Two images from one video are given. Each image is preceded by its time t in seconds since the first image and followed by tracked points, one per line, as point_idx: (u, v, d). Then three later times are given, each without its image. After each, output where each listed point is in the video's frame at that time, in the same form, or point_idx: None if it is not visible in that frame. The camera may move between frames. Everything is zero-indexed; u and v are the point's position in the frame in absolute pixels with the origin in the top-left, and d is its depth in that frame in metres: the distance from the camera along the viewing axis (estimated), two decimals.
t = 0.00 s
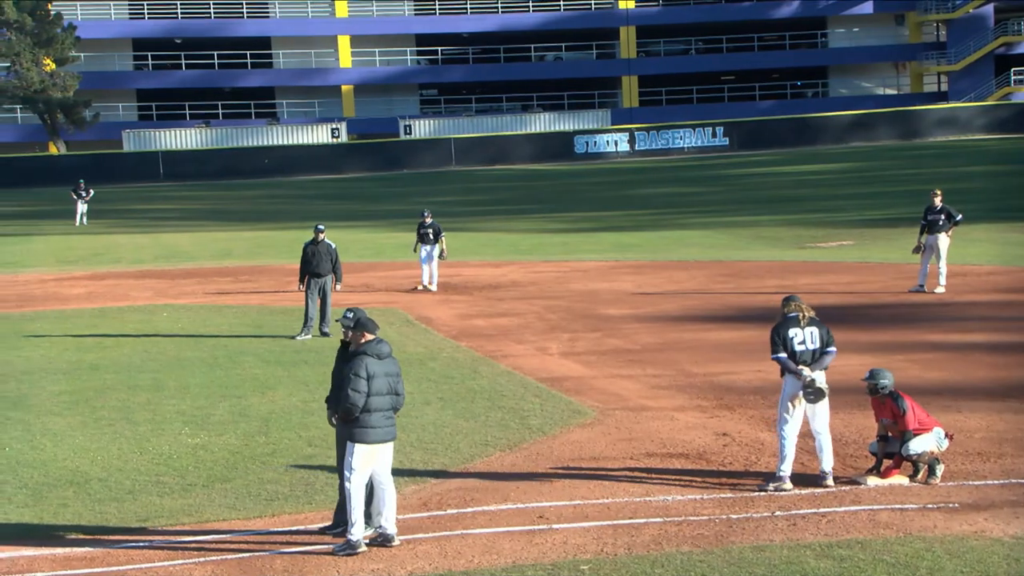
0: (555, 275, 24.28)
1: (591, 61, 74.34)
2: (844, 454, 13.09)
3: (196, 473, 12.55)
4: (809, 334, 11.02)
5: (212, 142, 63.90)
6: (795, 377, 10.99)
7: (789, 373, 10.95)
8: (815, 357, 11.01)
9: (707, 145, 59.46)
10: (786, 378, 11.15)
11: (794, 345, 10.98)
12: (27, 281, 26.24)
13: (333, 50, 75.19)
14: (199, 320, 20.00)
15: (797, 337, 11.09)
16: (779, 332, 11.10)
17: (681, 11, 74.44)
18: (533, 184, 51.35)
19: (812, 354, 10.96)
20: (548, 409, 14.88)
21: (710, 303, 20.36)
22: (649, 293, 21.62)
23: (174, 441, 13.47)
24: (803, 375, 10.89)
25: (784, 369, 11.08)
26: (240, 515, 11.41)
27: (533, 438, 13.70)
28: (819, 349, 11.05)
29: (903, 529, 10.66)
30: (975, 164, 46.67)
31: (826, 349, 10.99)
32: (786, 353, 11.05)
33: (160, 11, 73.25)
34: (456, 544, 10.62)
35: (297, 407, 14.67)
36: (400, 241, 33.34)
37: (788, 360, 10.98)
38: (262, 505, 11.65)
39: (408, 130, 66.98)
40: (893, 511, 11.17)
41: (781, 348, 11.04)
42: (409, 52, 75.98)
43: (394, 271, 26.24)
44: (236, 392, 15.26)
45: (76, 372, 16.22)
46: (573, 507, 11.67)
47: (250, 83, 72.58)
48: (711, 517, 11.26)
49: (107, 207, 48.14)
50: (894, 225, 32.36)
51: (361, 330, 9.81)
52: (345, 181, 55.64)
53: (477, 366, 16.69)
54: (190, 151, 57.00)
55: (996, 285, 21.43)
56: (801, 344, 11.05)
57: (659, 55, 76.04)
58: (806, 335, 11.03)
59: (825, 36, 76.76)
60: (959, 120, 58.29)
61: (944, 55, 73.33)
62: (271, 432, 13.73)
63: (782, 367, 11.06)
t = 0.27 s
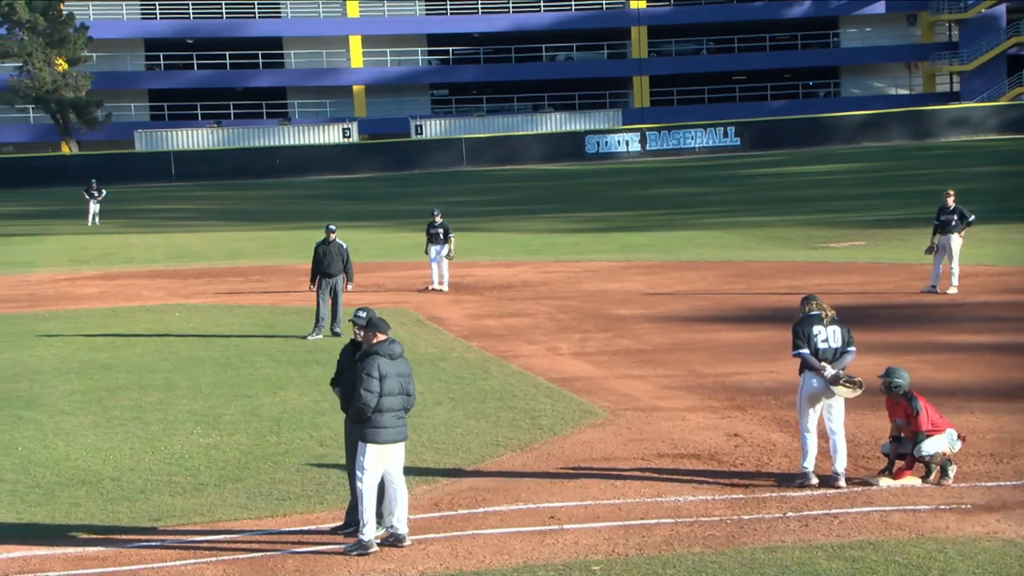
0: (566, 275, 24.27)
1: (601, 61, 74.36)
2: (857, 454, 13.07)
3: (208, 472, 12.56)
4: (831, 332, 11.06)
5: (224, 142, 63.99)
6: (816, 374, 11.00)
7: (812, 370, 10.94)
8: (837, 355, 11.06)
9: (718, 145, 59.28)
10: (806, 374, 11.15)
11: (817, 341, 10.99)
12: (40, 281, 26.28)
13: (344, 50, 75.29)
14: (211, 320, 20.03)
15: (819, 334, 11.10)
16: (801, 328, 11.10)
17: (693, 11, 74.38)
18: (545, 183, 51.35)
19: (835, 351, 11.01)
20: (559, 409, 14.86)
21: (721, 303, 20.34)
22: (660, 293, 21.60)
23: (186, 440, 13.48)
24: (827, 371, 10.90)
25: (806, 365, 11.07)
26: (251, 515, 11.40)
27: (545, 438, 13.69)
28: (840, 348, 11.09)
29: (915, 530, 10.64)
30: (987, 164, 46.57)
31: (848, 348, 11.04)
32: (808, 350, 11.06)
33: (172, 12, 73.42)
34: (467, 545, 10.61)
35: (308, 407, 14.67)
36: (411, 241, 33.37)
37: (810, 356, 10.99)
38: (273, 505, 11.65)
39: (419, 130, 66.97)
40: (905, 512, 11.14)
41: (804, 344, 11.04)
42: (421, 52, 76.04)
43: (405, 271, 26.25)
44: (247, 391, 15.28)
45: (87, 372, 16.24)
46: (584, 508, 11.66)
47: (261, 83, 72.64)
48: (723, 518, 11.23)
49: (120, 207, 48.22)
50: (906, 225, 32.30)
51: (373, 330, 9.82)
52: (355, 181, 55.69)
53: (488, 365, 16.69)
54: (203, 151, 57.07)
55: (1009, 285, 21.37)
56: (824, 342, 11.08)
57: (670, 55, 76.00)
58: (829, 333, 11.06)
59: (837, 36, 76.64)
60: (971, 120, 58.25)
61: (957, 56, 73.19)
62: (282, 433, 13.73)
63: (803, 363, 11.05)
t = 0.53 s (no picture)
0: (581, 276, 24.26)
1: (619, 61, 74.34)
2: (873, 456, 13.04)
3: (225, 472, 12.58)
4: (848, 333, 11.00)
5: (241, 142, 64.20)
6: (832, 374, 10.96)
7: (827, 370, 10.90)
8: (852, 356, 11.00)
9: (733, 145, 59.50)
10: (821, 373, 11.11)
11: (834, 342, 10.95)
12: (58, 280, 26.37)
13: (361, 51, 75.44)
14: (227, 320, 20.08)
15: (836, 334, 11.05)
16: (818, 327, 11.04)
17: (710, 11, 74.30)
18: (562, 183, 51.40)
19: (851, 352, 10.95)
20: (574, 409, 14.84)
21: (737, 304, 20.30)
22: (676, 294, 21.57)
23: (203, 440, 13.51)
24: (842, 372, 10.87)
25: (821, 365, 11.03)
26: (267, 515, 11.42)
27: (560, 439, 13.68)
28: (856, 349, 11.05)
29: (931, 532, 10.61)
30: (1005, 165, 46.43)
31: (864, 349, 10.99)
32: (825, 350, 11.01)
33: (189, 12, 73.60)
34: (483, 545, 10.61)
35: (325, 406, 14.69)
36: (426, 241, 33.40)
37: (827, 356, 10.94)
38: (289, 505, 11.68)
39: (434, 130, 66.92)
40: (922, 513, 11.12)
41: (820, 343, 10.99)
42: (436, 52, 76.10)
43: (420, 271, 26.27)
44: (263, 391, 15.30)
45: (104, 371, 16.28)
46: (599, 508, 11.65)
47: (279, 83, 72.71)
48: (739, 519, 11.23)
49: (138, 207, 48.39)
50: (923, 225, 32.25)
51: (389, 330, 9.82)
52: (372, 181, 55.82)
53: (504, 366, 16.69)
54: (221, 151, 57.22)
55: None
56: (841, 342, 11.02)
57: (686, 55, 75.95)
58: (846, 334, 11.00)
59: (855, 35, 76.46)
60: (990, 120, 58.19)
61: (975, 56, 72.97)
62: (298, 432, 13.75)
63: (819, 363, 11.01)
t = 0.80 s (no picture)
0: (591, 276, 24.05)
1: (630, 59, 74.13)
2: (887, 459, 12.82)
3: (229, 475, 12.40)
4: (851, 335, 10.76)
5: (245, 140, 63.96)
6: (835, 378, 10.76)
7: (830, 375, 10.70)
8: (856, 359, 10.76)
9: (745, 143, 59.34)
10: (824, 377, 10.91)
11: (836, 346, 10.72)
12: (61, 280, 26.26)
13: (367, 47, 75.52)
14: (232, 320, 19.91)
15: (839, 337, 10.81)
16: (821, 330, 10.78)
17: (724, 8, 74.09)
18: (571, 182, 51.23)
19: (854, 355, 10.72)
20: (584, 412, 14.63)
21: (749, 305, 20.07)
22: (686, 294, 21.36)
23: (207, 442, 13.33)
24: (846, 377, 10.66)
25: (824, 369, 10.80)
26: (272, 518, 11.24)
27: (569, 441, 13.48)
28: (860, 352, 10.81)
29: (947, 537, 10.42)
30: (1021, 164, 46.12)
31: (867, 352, 10.76)
32: (827, 353, 10.78)
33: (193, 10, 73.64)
34: (491, 549, 10.43)
35: (330, 408, 14.52)
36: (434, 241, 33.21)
37: (829, 361, 10.71)
38: (294, 508, 11.50)
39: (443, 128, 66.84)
40: (938, 518, 10.93)
41: (823, 347, 10.75)
42: (443, 49, 75.91)
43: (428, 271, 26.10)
44: (269, 392, 15.13)
45: (107, 372, 16.13)
46: (610, 512, 11.45)
47: (286, 80, 72.74)
48: (751, 523, 11.02)
49: (144, 206, 48.32)
50: (937, 226, 32.00)
51: (395, 331, 9.61)
52: (379, 180, 55.71)
53: (512, 367, 16.49)
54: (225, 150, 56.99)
55: None
56: (843, 345, 10.79)
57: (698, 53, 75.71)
58: (848, 336, 10.77)
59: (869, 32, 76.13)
60: (1006, 119, 57.95)
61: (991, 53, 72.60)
62: (303, 435, 13.57)
63: (822, 367, 10.79)
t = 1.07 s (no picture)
0: (593, 276, 23.60)
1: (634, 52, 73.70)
2: (900, 466, 12.36)
3: (218, 482, 11.97)
4: (837, 346, 10.31)
5: (236, 135, 63.35)
6: (821, 391, 10.31)
7: (817, 388, 10.24)
8: (842, 371, 10.32)
9: (754, 139, 58.84)
10: (809, 388, 10.45)
11: (823, 358, 10.26)
12: (46, 280, 25.84)
13: (362, 38, 74.86)
14: (223, 322, 19.47)
15: (825, 347, 10.34)
16: (807, 340, 10.29)
17: None
18: (571, 179, 50.71)
19: (842, 367, 10.29)
20: (585, 417, 14.17)
21: (756, 306, 19.61)
22: (691, 296, 20.90)
23: (196, 448, 12.90)
24: (833, 390, 10.22)
25: (809, 380, 10.34)
26: (263, 527, 10.81)
27: (570, 448, 13.03)
28: (846, 363, 10.37)
29: (963, 547, 10.00)
30: None
31: (854, 363, 10.34)
32: (813, 364, 10.32)
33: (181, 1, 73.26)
34: (490, 559, 9.99)
35: (324, 413, 14.07)
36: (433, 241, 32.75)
37: (816, 373, 10.25)
38: (286, 516, 11.06)
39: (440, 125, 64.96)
40: (953, 527, 10.50)
41: (809, 358, 10.27)
42: (441, 42, 75.50)
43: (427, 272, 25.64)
44: (260, 397, 14.70)
45: (92, 376, 15.69)
46: (612, 521, 11.01)
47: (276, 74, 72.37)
48: (759, 532, 10.57)
49: (134, 204, 47.87)
50: (947, 225, 31.47)
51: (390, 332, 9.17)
52: (376, 177, 55.28)
53: (512, 370, 16.04)
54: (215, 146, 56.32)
55: None
56: (829, 357, 10.34)
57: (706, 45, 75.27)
58: (834, 347, 10.32)
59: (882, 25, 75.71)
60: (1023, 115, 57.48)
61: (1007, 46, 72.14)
62: (295, 441, 13.13)
63: (807, 379, 10.32)
